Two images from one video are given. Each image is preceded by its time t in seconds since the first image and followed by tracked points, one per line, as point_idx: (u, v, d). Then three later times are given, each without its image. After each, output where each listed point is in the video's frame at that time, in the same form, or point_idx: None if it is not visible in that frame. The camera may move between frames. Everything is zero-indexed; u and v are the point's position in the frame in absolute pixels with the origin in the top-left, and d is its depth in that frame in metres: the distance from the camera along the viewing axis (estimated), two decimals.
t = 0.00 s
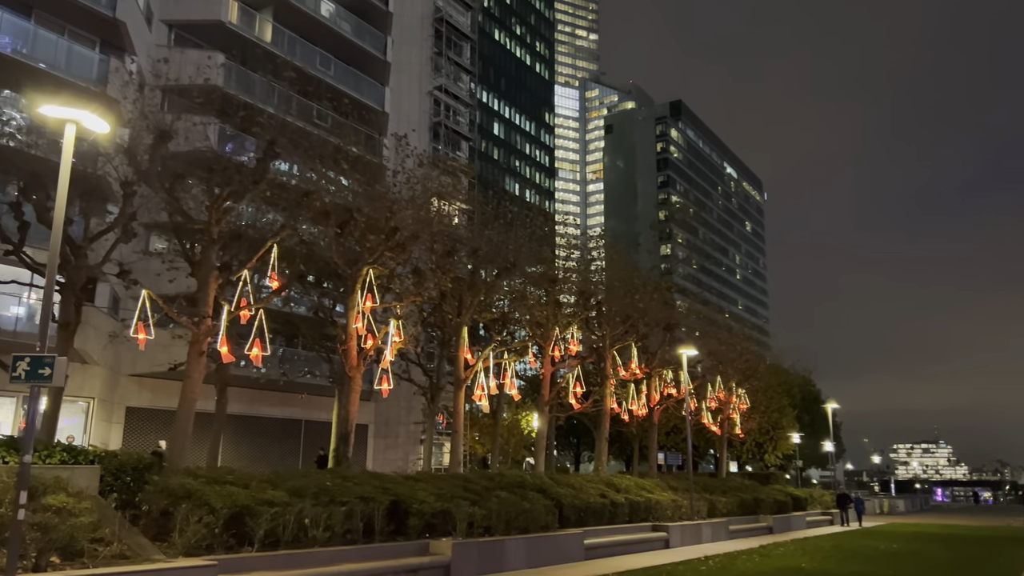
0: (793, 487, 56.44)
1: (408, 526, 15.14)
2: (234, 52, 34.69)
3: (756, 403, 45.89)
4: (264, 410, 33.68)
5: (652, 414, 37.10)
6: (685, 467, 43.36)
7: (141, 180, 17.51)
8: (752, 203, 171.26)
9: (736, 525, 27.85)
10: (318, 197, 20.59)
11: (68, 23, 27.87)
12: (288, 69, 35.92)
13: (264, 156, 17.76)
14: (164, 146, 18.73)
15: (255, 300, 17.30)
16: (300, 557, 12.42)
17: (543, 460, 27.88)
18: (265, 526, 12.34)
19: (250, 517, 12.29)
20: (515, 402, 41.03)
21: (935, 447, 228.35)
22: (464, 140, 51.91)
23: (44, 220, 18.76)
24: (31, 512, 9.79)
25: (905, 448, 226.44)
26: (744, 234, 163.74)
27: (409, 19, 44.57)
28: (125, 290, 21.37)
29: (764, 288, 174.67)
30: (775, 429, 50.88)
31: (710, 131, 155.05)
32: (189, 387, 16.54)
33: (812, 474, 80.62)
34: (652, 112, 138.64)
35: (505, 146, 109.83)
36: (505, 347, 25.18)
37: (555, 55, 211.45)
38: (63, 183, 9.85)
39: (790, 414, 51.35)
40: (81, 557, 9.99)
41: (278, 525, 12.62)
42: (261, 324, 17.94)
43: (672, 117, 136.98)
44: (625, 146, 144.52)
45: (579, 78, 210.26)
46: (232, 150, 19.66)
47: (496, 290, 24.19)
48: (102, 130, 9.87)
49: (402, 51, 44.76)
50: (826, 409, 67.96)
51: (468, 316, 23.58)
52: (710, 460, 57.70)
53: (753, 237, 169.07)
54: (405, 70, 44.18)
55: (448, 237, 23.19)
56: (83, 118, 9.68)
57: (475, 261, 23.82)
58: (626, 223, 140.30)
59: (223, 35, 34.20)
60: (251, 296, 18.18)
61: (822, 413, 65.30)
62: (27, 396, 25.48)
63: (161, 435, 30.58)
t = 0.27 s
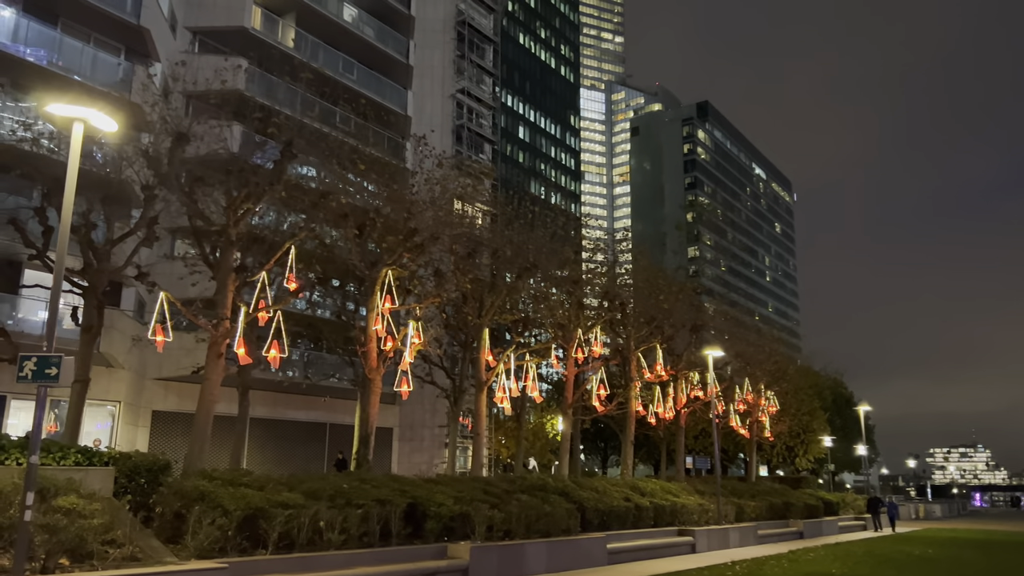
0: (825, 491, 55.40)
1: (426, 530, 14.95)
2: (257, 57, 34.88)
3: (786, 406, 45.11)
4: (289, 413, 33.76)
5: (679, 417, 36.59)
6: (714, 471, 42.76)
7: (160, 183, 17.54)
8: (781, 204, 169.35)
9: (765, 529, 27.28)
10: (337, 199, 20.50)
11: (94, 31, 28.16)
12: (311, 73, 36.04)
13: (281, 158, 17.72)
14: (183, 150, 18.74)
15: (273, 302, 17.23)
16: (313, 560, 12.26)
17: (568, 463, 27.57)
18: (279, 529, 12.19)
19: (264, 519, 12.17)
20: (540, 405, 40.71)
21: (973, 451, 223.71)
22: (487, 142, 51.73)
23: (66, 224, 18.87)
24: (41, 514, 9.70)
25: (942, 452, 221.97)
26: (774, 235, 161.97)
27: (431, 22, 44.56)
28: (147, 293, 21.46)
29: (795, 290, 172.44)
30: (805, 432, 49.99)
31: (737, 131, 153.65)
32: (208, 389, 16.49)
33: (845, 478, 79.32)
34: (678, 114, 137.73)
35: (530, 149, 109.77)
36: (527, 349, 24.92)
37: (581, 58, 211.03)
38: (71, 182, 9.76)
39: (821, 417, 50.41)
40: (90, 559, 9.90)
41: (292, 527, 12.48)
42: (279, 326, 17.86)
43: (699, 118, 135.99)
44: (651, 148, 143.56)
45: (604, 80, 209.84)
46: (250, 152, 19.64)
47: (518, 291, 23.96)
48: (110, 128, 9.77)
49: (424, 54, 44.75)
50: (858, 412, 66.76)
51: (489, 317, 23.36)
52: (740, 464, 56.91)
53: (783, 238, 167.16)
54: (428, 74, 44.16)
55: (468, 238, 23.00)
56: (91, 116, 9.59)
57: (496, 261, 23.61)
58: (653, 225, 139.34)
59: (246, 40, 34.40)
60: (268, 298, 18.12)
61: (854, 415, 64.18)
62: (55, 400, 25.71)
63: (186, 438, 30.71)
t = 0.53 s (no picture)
0: (852, 497, 54.38)
1: (437, 537, 14.69)
2: (274, 64, 34.99)
3: (810, 411, 44.37)
4: (306, 419, 33.70)
5: (700, 423, 36.06)
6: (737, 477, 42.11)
7: (171, 187, 17.50)
8: (805, 206, 167.60)
9: (788, 537, 26.70)
10: (349, 202, 20.36)
11: (112, 40, 28.39)
12: (327, 79, 36.08)
13: (291, 161, 17.63)
14: (195, 154, 18.71)
15: (283, 307, 17.13)
16: (319, 567, 12.03)
17: (585, 469, 27.21)
18: (284, 535, 12.00)
19: (269, 526, 11.97)
20: (559, 411, 40.36)
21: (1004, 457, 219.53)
22: (504, 146, 51.52)
23: (80, 230, 18.90)
24: (38, 519, 9.56)
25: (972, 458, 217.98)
26: (797, 238, 160.31)
27: (448, 27, 44.51)
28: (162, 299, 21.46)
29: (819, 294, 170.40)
30: (830, 438, 49.12)
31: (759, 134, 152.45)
32: (218, 394, 16.38)
33: (872, 485, 77.99)
34: (699, 117, 136.97)
35: (550, 154, 109.71)
36: (543, 354, 24.61)
37: (601, 62, 210.70)
38: (69, 184, 9.67)
39: (846, 422, 49.52)
40: (89, 567, 9.75)
41: (298, 534, 12.28)
42: (289, 330, 17.73)
43: (720, 121, 135.19)
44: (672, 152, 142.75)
45: (625, 85, 209.36)
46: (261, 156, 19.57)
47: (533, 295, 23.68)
48: (108, 129, 9.66)
49: (441, 59, 44.71)
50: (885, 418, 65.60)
51: (504, 321, 23.11)
52: (764, 470, 56.06)
53: (807, 241, 165.37)
54: (444, 78, 44.12)
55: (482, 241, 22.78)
56: (88, 116, 9.48)
57: (510, 264, 23.35)
58: (675, 230, 138.47)
59: (262, 47, 34.53)
60: (278, 302, 18.01)
61: (880, 421, 63.07)
62: (73, 406, 25.82)
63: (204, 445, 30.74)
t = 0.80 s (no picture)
0: (873, 500, 53.57)
1: (443, 538, 14.48)
2: (286, 66, 35.03)
3: (829, 412, 43.74)
4: (320, 421, 33.65)
5: (716, 424, 35.63)
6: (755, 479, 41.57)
7: (177, 187, 17.46)
8: (825, 206, 166.03)
9: (806, 540, 26.21)
10: (356, 201, 20.25)
11: (125, 43, 28.53)
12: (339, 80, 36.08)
13: (296, 161, 17.54)
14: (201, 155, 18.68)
15: (289, 306, 17.04)
16: (320, 568, 11.86)
17: (598, 471, 26.92)
18: (285, 536, 11.84)
19: (270, 526, 11.82)
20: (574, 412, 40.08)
21: None
22: (518, 147, 51.30)
23: (88, 231, 18.90)
24: (32, 519, 9.47)
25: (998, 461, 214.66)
26: (817, 238, 158.83)
27: (461, 28, 44.41)
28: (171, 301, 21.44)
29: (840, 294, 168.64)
30: (850, 439, 48.39)
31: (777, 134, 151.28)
32: (223, 394, 16.30)
33: (894, 488, 76.89)
34: (716, 117, 136.09)
35: (566, 155, 109.54)
36: (554, 354, 24.36)
37: (618, 64, 210.09)
38: (63, 179, 9.59)
39: (867, 423, 48.79)
40: (84, 568, 9.63)
41: (299, 535, 12.12)
42: (295, 330, 17.64)
43: (738, 121, 134.32)
44: (689, 152, 141.94)
45: (642, 86, 208.73)
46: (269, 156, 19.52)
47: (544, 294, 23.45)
48: (102, 123, 9.56)
49: (454, 60, 44.64)
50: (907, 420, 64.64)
51: (514, 320, 22.90)
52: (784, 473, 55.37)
53: (826, 242, 163.71)
54: (457, 79, 44.02)
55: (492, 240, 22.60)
56: (81, 111, 9.39)
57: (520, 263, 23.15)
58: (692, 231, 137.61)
59: (275, 49, 34.58)
60: (284, 302, 17.92)
61: (902, 423, 62.15)
62: (86, 408, 25.92)
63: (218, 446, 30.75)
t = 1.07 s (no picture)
0: (893, 503, 52.77)
1: (448, 541, 14.23)
2: (297, 66, 35.00)
3: (847, 413, 43.10)
4: (331, 422, 33.53)
5: (731, 425, 35.17)
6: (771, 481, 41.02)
7: (182, 186, 17.35)
8: (843, 206, 164.49)
9: (823, 543, 25.73)
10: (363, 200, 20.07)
11: (136, 45, 28.62)
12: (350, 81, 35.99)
13: (301, 159, 17.40)
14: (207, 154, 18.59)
15: (294, 306, 16.89)
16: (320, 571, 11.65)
17: (610, 473, 26.60)
18: (285, 539, 11.63)
19: (270, 528, 11.62)
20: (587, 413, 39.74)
21: None
22: (531, 147, 51.01)
23: (95, 231, 18.86)
24: (24, 520, 9.32)
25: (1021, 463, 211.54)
26: (835, 238, 157.32)
27: (472, 28, 44.24)
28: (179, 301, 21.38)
29: (859, 294, 166.95)
30: (870, 441, 47.69)
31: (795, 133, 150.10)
32: (228, 394, 16.15)
33: (914, 490, 75.83)
34: (732, 117, 135.28)
35: (581, 156, 109.24)
36: (565, 354, 24.07)
37: (634, 64, 209.47)
38: (54, 172, 9.53)
39: (886, 425, 48.05)
40: (76, 571, 9.44)
41: (299, 537, 11.92)
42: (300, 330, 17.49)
43: (754, 121, 133.47)
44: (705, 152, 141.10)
45: (658, 86, 207.92)
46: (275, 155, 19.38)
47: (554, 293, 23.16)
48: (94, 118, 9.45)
49: (466, 60, 44.46)
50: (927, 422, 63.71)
51: (524, 320, 22.64)
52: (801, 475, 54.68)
53: (845, 242, 162.21)
54: (469, 79, 43.85)
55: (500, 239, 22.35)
56: (72, 105, 9.27)
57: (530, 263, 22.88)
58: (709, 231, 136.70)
59: (285, 50, 34.55)
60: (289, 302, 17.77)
61: (923, 425, 61.25)
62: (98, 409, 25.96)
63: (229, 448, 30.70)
